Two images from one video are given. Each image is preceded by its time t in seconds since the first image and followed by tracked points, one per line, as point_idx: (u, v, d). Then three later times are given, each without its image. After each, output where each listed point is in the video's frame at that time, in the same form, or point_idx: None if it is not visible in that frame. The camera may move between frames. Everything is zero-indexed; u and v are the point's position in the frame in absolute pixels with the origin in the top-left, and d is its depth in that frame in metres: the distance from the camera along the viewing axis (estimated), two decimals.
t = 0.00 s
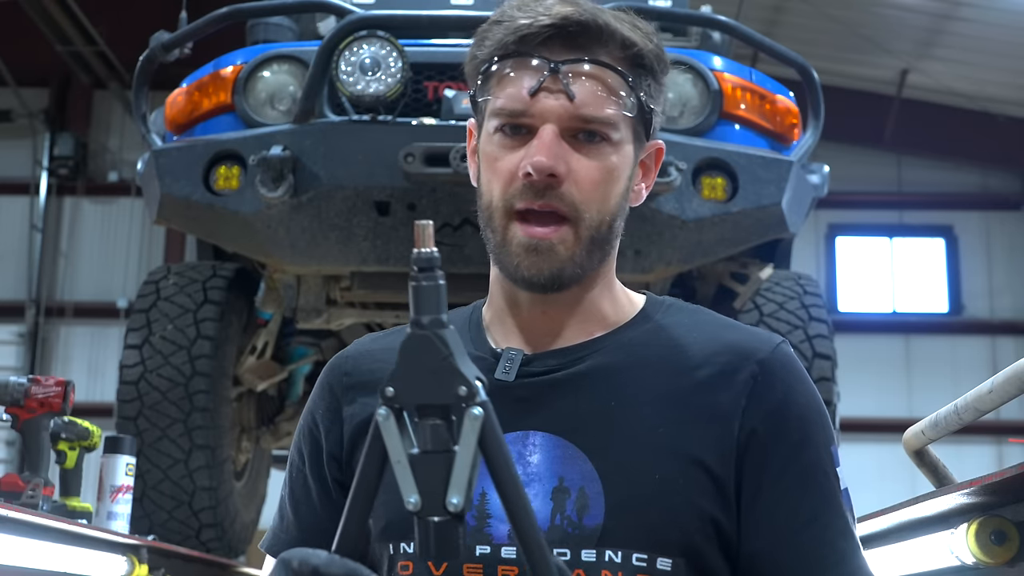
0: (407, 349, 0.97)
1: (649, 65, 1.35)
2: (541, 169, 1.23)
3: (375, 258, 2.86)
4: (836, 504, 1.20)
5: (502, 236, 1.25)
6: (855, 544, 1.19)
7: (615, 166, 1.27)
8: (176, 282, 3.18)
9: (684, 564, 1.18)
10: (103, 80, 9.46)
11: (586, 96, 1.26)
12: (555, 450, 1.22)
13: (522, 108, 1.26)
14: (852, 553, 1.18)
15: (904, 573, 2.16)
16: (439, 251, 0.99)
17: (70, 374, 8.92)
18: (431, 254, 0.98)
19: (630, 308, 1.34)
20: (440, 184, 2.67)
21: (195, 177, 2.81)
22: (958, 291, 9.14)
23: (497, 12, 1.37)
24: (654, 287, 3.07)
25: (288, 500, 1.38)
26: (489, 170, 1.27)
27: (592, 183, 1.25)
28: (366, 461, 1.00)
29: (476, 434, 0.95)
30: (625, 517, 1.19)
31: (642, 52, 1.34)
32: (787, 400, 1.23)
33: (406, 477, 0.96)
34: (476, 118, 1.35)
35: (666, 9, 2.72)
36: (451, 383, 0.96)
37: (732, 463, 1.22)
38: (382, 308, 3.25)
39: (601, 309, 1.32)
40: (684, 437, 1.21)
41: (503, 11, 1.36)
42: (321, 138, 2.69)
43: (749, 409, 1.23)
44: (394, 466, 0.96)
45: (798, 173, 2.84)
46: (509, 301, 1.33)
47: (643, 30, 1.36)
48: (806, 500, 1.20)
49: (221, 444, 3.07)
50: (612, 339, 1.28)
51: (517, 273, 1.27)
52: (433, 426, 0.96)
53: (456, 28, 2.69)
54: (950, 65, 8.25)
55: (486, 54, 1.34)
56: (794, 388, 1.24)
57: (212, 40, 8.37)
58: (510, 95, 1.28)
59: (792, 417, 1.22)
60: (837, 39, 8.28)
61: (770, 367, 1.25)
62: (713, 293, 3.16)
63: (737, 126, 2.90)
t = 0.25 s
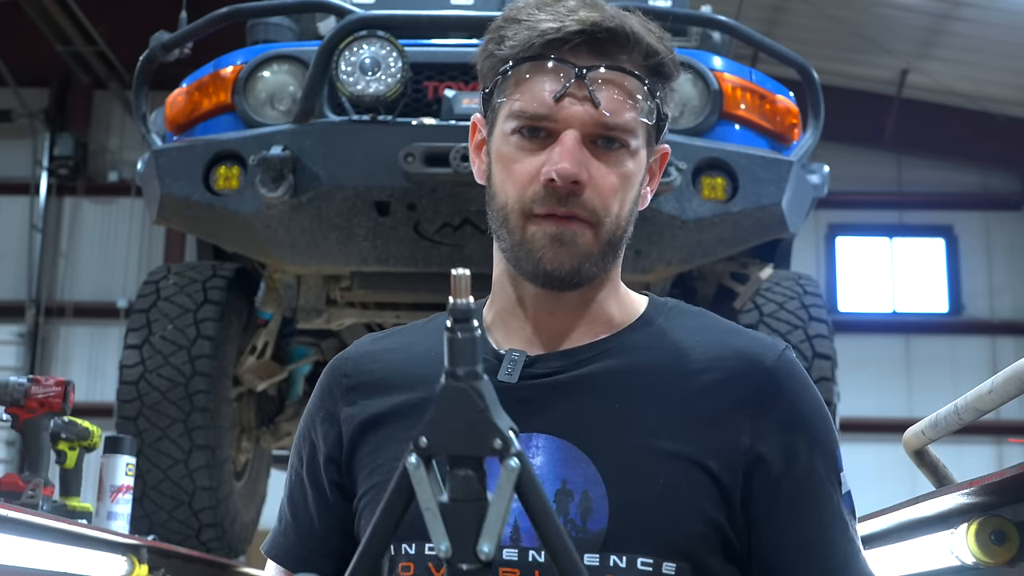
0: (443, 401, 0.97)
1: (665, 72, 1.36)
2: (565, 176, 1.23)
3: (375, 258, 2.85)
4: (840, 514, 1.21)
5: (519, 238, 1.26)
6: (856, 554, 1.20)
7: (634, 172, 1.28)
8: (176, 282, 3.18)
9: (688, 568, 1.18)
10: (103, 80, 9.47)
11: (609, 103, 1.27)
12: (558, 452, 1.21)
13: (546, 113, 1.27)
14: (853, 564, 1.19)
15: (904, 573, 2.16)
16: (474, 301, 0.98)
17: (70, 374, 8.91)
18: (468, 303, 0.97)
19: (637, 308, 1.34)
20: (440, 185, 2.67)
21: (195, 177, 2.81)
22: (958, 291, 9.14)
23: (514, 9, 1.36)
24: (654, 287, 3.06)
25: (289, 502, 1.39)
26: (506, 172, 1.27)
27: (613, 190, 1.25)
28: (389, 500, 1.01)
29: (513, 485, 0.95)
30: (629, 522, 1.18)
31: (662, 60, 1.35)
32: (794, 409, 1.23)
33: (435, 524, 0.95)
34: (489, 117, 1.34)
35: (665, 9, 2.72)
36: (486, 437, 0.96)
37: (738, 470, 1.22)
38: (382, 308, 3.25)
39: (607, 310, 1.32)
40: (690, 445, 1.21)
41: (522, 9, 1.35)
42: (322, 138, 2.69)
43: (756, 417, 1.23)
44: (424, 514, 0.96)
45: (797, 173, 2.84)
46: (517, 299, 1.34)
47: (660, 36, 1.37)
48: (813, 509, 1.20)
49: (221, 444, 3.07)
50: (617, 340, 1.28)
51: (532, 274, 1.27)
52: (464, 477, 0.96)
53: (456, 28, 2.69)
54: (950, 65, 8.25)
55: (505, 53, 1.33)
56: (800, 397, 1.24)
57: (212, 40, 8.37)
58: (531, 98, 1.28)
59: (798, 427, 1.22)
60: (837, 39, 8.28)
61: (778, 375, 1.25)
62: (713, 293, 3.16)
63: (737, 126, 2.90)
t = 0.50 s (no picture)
0: (448, 448, 0.99)
1: (666, 72, 1.36)
2: (565, 178, 1.23)
3: (375, 258, 2.85)
4: (840, 519, 1.22)
5: (521, 241, 1.26)
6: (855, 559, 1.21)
7: (635, 173, 1.28)
8: (176, 282, 3.18)
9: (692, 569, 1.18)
10: (103, 80, 9.46)
11: (610, 105, 1.27)
12: (562, 454, 1.21)
13: (546, 115, 1.27)
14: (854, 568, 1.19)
15: (904, 573, 2.16)
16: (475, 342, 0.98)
17: (70, 374, 8.91)
18: (470, 347, 0.98)
19: (639, 310, 1.34)
20: (440, 185, 2.67)
21: (196, 177, 2.81)
22: (958, 290, 9.14)
23: (515, 9, 1.36)
24: (654, 287, 3.06)
25: (288, 502, 1.38)
26: (508, 175, 1.27)
27: (614, 192, 1.25)
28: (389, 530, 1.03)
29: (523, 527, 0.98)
30: (633, 524, 1.18)
31: (663, 60, 1.35)
32: (797, 414, 1.23)
33: (443, 565, 0.98)
34: (490, 119, 1.35)
35: (666, 9, 2.72)
36: (494, 482, 0.99)
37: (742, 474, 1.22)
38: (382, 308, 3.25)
39: (608, 312, 1.32)
40: (695, 448, 1.21)
41: (522, 10, 1.35)
42: (322, 138, 2.69)
43: (760, 421, 1.23)
44: (430, 554, 0.99)
45: (797, 173, 2.84)
46: (519, 300, 1.34)
47: (662, 35, 1.37)
48: (817, 512, 1.20)
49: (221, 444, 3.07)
50: (620, 342, 1.28)
51: (532, 278, 1.27)
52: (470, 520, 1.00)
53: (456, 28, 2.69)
54: (950, 65, 8.24)
55: (506, 55, 1.33)
56: (802, 402, 1.24)
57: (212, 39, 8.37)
58: (532, 101, 1.28)
59: (801, 433, 1.22)
60: (837, 40, 8.28)
61: (782, 380, 1.25)
62: (713, 293, 3.16)
63: (737, 126, 2.90)
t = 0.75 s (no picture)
0: (451, 426, 1.00)
1: (658, 70, 1.36)
2: (552, 180, 1.23)
3: (375, 258, 2.86)
4: (841, 517, 1.22)
5: (512, 243, 1.26)
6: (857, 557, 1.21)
7: (625, 172, 1.28)
8: (176, 282, 3.18)
9: (691, 568, 1.18)
10: (103, 81, 9.46)
11: (597, 104, 1.27)
12: (561, 453, 1.21)
13: (533, 117, 1.27)
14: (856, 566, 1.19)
15: (904, 573, 2.16)
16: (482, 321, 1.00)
17: (70, 373, 8.91)
18: (475, 324, 0.99)
19: (638, 311, 1.34)
20: (440, 185, 2.67)
21: (195, 177, 2.81)
22: (958, 291, 9.15)
23: (504, 10, 1.37)
24: (654, 288, 3.06)
25: (287, 503, 1.38)
26: (498, 176, 1.28)
27: (602, 192, 1.25)
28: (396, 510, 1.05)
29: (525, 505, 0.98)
30: (632, 523, 1.18)
31: (652, 57, 1.34)
32: (797, 412, 1.23)
33: (446, 546, 0.99)
34: (482, 121, 1.35)
35: (666, 9, 2.72)
36: (496, 460, 1.00)
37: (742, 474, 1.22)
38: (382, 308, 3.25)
39: (604, 311, 1.32)
40: (694, 448, 1.21)
41: (511, 11, 1.35)
42: (321, 138, 2.69)
43: (759, 420, 1.23)
44: (433, 534, 1.00)
45: (798, 173, 2.84)
46: (514, 301, 1.33)
47: (652, 32, 1.36)
48: (815, 510, 1.20)
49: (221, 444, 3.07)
50: (618, 342, 1.28)
51: (524, 278, 1.27)
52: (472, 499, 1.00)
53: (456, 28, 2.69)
54: (950, 65, 8.24)
55: (494, 57, 1.33)
56: (802, 401, 1.24)
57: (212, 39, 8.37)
58: (519, 102, 1.28)
59: (801, 431, 1.22)
60: (837, 40, 8.28)
61: (781, 378, 1.25)
62: (713, 293, 3.15)
63: (737, 126, 2.90)
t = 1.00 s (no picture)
0: (431, 422, 1.02)
1: (654, 71, 1.36)
2: (548, 182, 1.23)
3: (376, 259, 2.85)
4: (841, 514, 1.21)
5: (509, 244, 1.26)
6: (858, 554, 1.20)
7: (622, 174, 1.28)
8: (176, 282, 3.18)
9: (689, 568, 1.18)
10: (103, 81, 9.46)
11: (594, 106, 1.27)
12: (557, 453, 1.21)
13: (529, 119, 1.27)
14: (857, 562, 1.19)
15: (904, 572, 2.16)
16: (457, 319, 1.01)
17: (70, 373, 8.91)
18: (451, 323, 1.00)
19: (636, 311, 1.34)
20: (440, 185, 2.68)
21: (195, 177, 2.81)
22: (958, 290, 9.15)
23: (502, 12, 1.37)
24: (654, 288, 3.06)
25: (288, 506, 1.38)
26: (496, 178, 1.28)
27: (598, 194, 1.25)
28: (380, 514, 1.05)
29: (507, 499, 1.00)
30: (629, 523, 1.18)
31: (649, 59, 1.34)
32: (795, 409, 1.23)
33: (430, 541, 1.00)
34: (480, 122, 1.35)
35: (666, 9, 2.72)
36: (477, 455, 1.01)
37: (739, 472, 1.22)
38: (382, 307, 3.25)
39: (602, 312, 1.32)
40: (691, 446, 1.21)
41: (508, 12, 1.35)
42: (321, 138, 2.69)
43: (757, 417, 1.23)
44: (418, 531, 1.00)
45: (797, 173, 2.84)
46: (511, 302, 1.33)
47: (649, 34, 1.36)
48: (813, 507, 1.20)
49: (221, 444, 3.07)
50: (616, 342, 1.28)
51: (521, 280, 1.27)
52: (457, 495, 1.00)
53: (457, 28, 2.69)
54: (950, 65, 8.24)
55: (492, 59, 1.33)
56: (800, 398, 1.24)
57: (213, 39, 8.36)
58: (516, 104, 1.28)
59: (798, 428, 1.22)
60: (837, 40, 8.28)
61: (779, 375, 1.25)
62: (713, 293, 3.15)
63: (737, 126, 2.90)
